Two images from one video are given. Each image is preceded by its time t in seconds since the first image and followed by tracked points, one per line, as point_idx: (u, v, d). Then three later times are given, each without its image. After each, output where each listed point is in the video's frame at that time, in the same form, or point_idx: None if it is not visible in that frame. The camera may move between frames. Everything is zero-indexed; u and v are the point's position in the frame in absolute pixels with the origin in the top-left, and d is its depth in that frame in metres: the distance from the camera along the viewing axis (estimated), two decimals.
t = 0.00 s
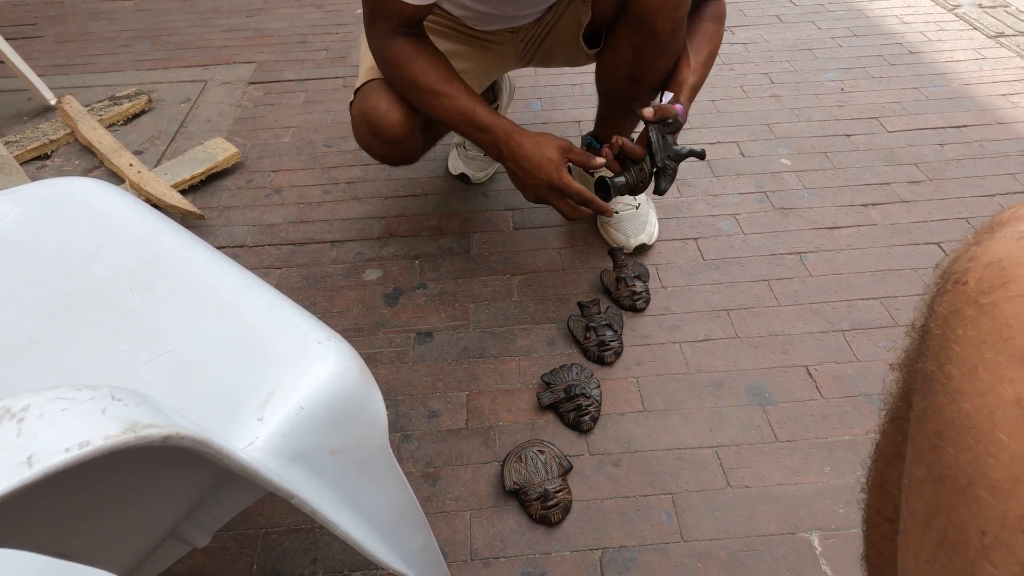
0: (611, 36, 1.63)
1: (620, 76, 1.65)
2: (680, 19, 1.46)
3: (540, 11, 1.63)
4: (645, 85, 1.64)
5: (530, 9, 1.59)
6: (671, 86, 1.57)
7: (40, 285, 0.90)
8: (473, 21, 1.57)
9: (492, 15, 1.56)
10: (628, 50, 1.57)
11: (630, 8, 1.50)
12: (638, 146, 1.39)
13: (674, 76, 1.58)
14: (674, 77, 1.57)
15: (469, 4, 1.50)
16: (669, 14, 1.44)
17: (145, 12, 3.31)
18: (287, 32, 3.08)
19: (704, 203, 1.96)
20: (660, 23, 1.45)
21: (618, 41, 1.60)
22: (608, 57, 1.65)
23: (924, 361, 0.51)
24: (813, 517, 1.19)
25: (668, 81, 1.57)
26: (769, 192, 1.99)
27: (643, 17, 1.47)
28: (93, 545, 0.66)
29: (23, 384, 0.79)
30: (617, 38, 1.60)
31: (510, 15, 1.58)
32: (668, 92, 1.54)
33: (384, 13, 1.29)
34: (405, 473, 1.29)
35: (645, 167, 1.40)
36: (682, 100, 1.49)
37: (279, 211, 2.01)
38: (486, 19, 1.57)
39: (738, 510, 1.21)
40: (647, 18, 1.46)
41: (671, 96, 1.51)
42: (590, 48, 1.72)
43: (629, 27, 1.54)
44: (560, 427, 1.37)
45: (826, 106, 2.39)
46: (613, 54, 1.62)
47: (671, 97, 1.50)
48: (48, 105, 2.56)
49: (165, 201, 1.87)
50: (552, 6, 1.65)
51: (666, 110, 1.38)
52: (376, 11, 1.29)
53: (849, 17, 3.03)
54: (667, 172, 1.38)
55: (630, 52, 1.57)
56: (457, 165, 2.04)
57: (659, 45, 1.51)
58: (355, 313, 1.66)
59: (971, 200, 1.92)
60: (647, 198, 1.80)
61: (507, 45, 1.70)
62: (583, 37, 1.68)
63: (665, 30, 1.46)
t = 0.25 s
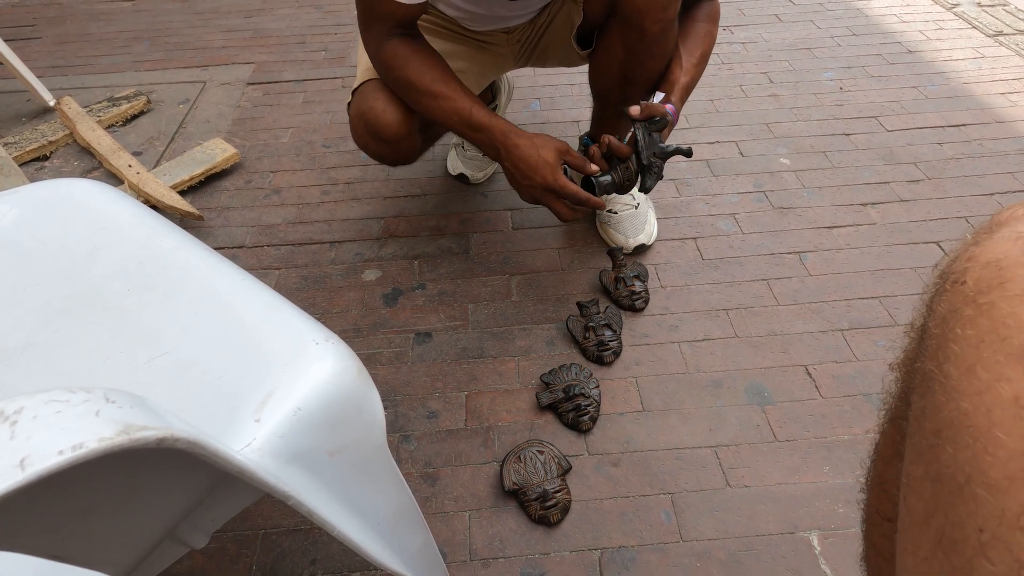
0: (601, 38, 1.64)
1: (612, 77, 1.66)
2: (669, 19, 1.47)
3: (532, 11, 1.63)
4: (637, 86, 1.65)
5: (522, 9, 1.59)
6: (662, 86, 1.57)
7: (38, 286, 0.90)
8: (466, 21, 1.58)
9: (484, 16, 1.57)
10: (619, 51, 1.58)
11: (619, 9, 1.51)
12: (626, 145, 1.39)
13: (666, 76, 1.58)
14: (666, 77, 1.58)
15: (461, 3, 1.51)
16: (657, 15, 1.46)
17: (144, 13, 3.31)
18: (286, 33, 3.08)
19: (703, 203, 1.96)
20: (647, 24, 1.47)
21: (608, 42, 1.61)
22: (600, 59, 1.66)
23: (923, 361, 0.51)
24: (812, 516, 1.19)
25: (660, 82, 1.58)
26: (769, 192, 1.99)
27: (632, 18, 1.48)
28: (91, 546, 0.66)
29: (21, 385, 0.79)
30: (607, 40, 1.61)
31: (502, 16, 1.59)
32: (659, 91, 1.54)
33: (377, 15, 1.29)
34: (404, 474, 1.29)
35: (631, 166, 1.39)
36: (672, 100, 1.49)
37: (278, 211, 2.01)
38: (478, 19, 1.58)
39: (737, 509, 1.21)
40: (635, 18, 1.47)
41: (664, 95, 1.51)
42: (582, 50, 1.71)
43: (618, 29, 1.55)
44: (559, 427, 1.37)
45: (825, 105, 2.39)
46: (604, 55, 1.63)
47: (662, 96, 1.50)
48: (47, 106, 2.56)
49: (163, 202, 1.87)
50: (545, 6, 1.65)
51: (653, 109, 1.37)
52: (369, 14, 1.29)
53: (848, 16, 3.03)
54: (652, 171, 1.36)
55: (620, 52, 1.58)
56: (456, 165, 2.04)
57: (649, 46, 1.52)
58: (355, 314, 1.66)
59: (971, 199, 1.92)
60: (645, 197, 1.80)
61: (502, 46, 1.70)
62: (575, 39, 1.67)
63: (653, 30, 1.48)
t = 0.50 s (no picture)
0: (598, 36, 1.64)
1: (611, 75, 1.66)
2: (665, 16, 1.46)
3: (530, 9, 1.63)
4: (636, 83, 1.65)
5: (521, 7, 1.59)
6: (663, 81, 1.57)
7: (37, 287, 0.90)
8: (463, 21, 1.58)
9: (482, 15, 1.57)
10: (617, 49, 1.58)
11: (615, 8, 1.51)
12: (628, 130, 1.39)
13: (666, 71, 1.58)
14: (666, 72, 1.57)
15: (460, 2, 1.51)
16: (654, 13, 1.45)
17: (143, 13, 3.31)
18: (285, 33, 3.08)
19: (703, 202, 1.96)
20: (645, 22, 1.46)
21: (606, 41, 1.60)
22: (598, 57, 1.65)
23: (935, 372, 0.51)
24: (813, 516, 1.19)
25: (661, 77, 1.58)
26: (768, 191, 1.99)
27: (629, 17, 1.47)
28: (89, 547, 0.66)
29: (19, 386, 0.79)
30: (605, 39, 1.60)
31: (500, 15, 1.59)
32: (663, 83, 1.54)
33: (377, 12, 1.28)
34: (404, 474, 1.29)
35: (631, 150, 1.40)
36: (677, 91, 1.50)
37: (277, 211, 2.01)
38: (476, 18, 1.58)
39: (737, 509, 1.21)
40: (632, 17, 1.46)
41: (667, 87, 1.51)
42: (581, 48, 1.70)
43: (616, 28, 1.54)
44: (559, 427, 1.37)
45: (825, 104, 2.39)
46: (603, 53, 1.63)
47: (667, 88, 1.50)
48: (46, 107, 2.56)
49: (163, 202, 1.87)
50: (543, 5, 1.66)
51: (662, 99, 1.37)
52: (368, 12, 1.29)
53: (847, 15, 3.03)
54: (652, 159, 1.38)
55: (619, 50, 1.58)
56: (455, 165, 2.04)
57: (647, 43, 1.51)
58: (354, 314, 1.65)
59: (971, 197, 1.92)
60: (644, 197, 1.81)
61: (501, 45, 1.70)
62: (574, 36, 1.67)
63: (650, 28, 1.47)
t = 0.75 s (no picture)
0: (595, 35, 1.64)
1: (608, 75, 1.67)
2: (663, 15, 1.47)
3: (528, 8, 1.63)
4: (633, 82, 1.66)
5: (518, 6, 1.59)
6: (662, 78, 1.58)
7: (33, 287, 0.90)
8: (462, 19, 1.58)
9: (481, 14, 1.57)
10: (614, 49, 1.58)
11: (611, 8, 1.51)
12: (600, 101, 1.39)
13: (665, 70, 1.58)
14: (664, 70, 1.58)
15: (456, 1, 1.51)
16: (650, 13, 1.45)
17: (141, 14, 3.31)
18: (284, 33, 3.08)
19: (701, 201, 1.96)
20: (641, 22, 1.46)
21: (602, 41, 1.60)
22: (593, 57, 1.66)
23: (936, 368, 0.51)
24: (811, 514, 1.19)
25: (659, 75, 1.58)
26: (767, 190, 1.99)
27: (626, 16, 1.47)
28: (84, 547, 0.66)
29: (15, 385, 0.79)
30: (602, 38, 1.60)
31: (499, 14, 1.59)
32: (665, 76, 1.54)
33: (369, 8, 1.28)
34: (403, 473, 1.29)
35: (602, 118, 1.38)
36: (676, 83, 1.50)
37: (276, 211, 2.00)
38: (475, 17, 1.58)
39: (736, 508, 1.21)
40: (628, 17, 1.47)
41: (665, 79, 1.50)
42: (577, 47, 1.71)
43: (612, 28, 1.54)
44: (558, 426, 1.37)
45: (823, 103, 2.39)
46: (599, 54, 1.63)
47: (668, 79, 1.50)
48: (44, 107, 2.55)
49: (161, 202, 1.87)
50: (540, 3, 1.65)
51: (641, 76, 1.34)
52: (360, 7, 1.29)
53: (846, 14, 3.03)
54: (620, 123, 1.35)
55: (615, 51, 1.58)
56: (454, 164, 2.05)
57: (644, 41, 1.52)
58: (353, 313, 1.65)
59: (969, 196, 1.92)
60: (643, 196, 1.82)
61: (497, 44, 1.70)
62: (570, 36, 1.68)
63: (648, 27, 1.47)
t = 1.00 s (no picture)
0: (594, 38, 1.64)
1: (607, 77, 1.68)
2: (660, 18, 1.48)
3: (528, 9, 1.63)
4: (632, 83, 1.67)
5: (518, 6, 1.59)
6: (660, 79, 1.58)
7: (35, 289, 0.90)
8: (462, 19, 1.59)
9: (481, 14, 1.58)
10: (613, 51, 1.59)
11: (609, 10, 1.52)
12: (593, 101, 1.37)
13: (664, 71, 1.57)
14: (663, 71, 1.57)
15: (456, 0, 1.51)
16: (648, 15, 1.46)
17: (140, 15, 3.31)
18: (283, 34, 3.08)
19: (701, 201, 1.96)
20: (640, 24, 1.48)
21: (601, 43, 1.61)
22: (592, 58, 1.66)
23: (921, 364, 0.51)
24: (812, 514, 1.19)
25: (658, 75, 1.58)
26: (767, 190, 1.99)
27: (623, 18, 1.49)
28: (87, 550, 0.66)
29: (17, 388, 0.79)
30: (600, 41, 1.61)
31: (499, 15, 1.60)
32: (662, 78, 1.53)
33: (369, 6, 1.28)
34: (404, 474, 1.29)
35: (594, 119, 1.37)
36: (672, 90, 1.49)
37: (276, 212, 2.01)
38: (475, 17, 1.59)
39: (737, 508, 1.21)
40: (626, 19, 1.48)
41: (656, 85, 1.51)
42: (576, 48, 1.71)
43: (610, 30, 1.55)
44: (559, 427, 1.37)
45: (823, 103, 2.39)
46: (598, 56, 1.64)
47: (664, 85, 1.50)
48: (44, 109, 2.55)
49: (162, 203, 1.87)
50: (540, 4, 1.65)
51: (636, 77, 1.34)
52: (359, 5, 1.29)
53: (845, 13, 3.03)
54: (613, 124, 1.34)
55: (614, 52, 1.59)
56: (454, 165, 2.05)
57: (642, 44, 1.53)
58: (353, 314, 1.65)
59: (969, 195, 1.92)
60: (643, 196, 1.82)
61: (497, 44, 1.69)
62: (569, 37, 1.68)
63: (646, 28, 1.49)
